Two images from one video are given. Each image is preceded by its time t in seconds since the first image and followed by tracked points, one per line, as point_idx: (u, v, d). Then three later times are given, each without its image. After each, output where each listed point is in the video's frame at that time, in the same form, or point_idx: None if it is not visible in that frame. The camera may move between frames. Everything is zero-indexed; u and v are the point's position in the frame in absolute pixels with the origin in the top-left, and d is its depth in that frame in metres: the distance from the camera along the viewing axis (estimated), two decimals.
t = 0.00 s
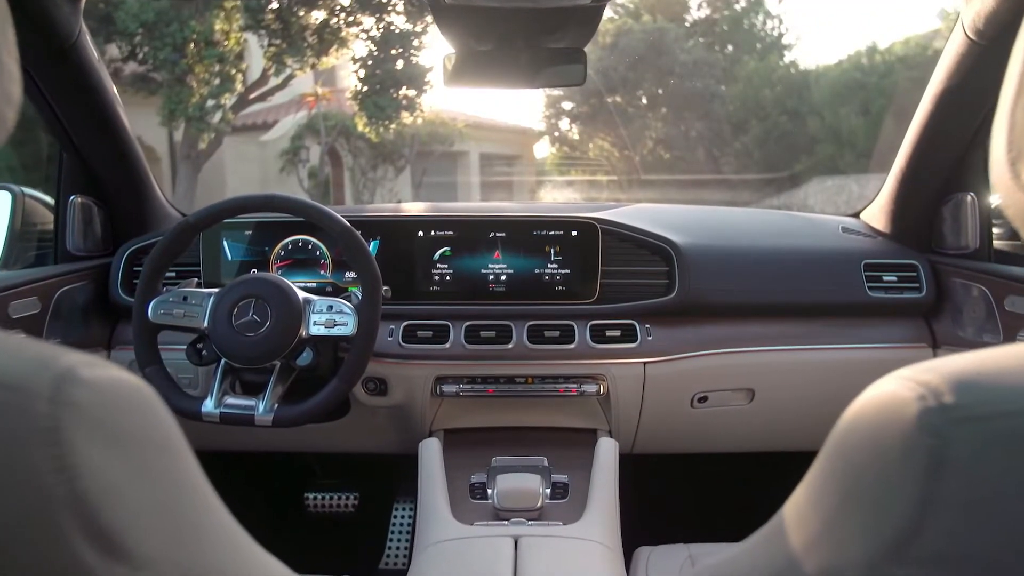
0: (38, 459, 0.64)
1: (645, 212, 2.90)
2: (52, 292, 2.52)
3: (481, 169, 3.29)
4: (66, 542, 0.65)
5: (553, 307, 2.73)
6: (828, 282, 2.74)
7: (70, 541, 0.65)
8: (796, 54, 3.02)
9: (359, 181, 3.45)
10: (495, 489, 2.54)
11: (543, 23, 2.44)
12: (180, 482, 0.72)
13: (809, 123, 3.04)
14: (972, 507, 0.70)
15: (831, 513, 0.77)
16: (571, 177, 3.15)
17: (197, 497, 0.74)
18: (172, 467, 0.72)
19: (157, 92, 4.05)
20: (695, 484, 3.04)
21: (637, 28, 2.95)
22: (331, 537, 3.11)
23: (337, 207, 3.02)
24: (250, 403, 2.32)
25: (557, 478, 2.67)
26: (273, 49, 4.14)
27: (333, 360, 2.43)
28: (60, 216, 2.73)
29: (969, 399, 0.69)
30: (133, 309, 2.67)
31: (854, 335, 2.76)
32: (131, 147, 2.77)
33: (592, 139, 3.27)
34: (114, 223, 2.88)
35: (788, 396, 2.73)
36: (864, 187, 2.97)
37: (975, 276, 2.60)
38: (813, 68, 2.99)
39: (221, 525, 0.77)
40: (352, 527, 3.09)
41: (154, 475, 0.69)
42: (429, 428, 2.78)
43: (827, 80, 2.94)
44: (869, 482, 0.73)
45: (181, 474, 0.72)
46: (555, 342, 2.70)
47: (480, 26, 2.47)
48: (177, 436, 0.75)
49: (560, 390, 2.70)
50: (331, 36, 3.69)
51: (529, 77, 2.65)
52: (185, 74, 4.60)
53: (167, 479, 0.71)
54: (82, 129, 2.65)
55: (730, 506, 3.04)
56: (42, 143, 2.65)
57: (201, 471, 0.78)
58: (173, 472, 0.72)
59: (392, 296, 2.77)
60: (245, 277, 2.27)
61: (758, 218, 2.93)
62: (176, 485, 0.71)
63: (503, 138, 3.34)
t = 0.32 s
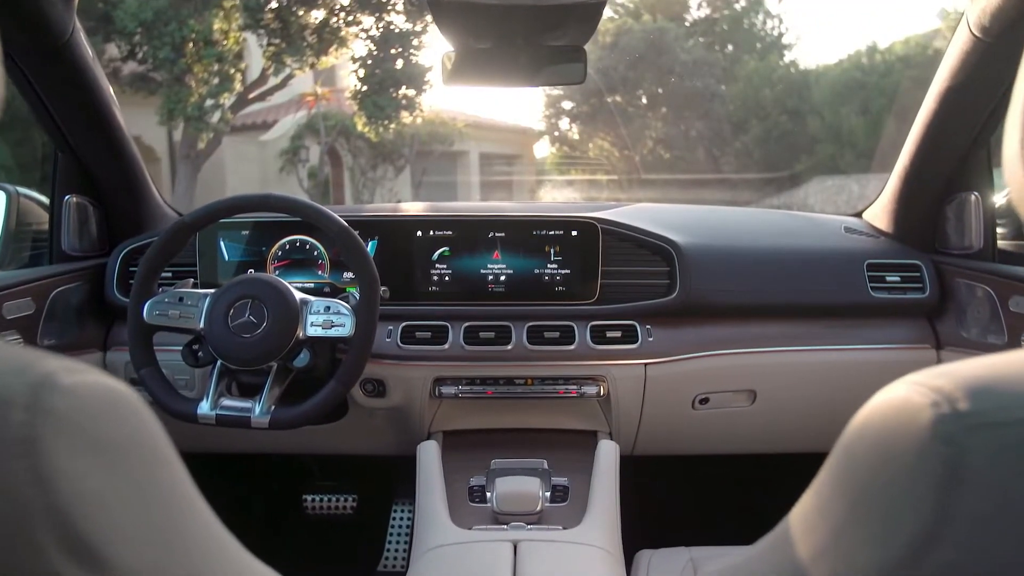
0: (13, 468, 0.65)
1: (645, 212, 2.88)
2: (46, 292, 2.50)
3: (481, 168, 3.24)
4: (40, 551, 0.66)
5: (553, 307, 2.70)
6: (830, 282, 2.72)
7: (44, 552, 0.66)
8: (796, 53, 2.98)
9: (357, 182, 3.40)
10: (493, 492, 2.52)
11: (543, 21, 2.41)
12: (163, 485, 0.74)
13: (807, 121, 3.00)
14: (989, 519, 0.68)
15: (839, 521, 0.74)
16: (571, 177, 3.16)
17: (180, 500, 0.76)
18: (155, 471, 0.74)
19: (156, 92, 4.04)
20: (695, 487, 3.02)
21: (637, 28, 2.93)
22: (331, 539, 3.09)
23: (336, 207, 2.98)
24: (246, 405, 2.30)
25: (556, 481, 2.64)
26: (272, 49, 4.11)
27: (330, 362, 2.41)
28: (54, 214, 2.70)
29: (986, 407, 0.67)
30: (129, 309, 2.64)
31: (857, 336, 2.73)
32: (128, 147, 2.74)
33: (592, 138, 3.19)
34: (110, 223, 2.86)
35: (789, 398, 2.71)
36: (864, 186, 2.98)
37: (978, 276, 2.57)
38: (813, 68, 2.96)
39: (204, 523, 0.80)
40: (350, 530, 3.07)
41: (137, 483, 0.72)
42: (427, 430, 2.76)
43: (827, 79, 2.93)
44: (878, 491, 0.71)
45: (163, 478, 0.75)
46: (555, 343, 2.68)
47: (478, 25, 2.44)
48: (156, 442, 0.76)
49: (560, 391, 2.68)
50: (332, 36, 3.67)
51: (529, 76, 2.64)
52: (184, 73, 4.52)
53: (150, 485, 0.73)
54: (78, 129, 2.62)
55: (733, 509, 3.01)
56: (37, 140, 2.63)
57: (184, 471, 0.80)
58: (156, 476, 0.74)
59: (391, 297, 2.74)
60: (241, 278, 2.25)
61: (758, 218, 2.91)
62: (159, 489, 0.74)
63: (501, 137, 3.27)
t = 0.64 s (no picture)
0: None
1: (646, 212, 2.85)
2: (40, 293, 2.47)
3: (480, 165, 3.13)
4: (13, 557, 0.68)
5: (553, 308, 2.67)
6: (833, 283, 2.69)
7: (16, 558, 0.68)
8: (796, 53, 2.93)
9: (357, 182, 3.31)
10: (492, 496, 2.49)
11: (543, 18, 2.38)
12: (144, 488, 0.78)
13: (807, 121, 2.94)
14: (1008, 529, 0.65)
15: (853, 530, 0.73)
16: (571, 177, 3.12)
17: (162, 501, 0.80)
18: (134, 477, 0.76)
19: (154, 92, 4.00)
20: (697, 490, 2.99)
21: (637, 28, 2.90)
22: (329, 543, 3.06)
23: (334, 207, 2.95)
24: (242, 408, 2.27)
25: (557, 484, 2.62)
26: (271, 48, 4.08)
27: (327, 363, 2.38)
28: (49, 213, 2.68)
29: (1004, 414, 0.65)
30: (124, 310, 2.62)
31: (861, 337, 2.69)
32: (124, 145, 2.71)
33: (592, 138, 3.16)
34: (105, 223, 2.83)
35: (792, 400, 2.69)
36: (865, 186, 2.96)
37: (983, 277, 2.55)
38: (813, 67, 2.91)
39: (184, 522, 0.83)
40: (349, 533, 3.05)
41: (116, 491, 0.74)
42: (426, 432, 2.74)
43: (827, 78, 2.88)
44: (892, 498, 0.70)
45: (143, 482, 0.77)
46: (555, 344, 2.65)
47: (473, 21, 2.40)
48: (136, 445, 0.78)
49: (560, 393, 2.65)
50: (330, 35, 3.76)
51: (529, 74, 2.61)
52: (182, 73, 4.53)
53: (130, 492, 0.75)
54: (72, 128, 2.59)
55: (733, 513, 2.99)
56: (32, 138, 2.60)
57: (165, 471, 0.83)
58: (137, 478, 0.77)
59: (389, 297, 2.71)
60: (237, 278, 2.22)
61: (760, 218, 2.88)
62: (139, 494, 0.77)
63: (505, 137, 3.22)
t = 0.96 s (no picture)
0: None
1: (647, 211, 2.82)
2: (33, 293, 2.44)
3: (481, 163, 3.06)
4: None
5: (553, 308, 2.64)
6: (836, 283, 2.66)
7: None
8: (796, 52, 3.03)
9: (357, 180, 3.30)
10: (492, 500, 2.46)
11: (544, 15, 2.35)
12: (129, 490, 0.77)
13: (807, 120, 3.00)
14: None
15: (862, 537, 0.73)
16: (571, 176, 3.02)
17: (144, 504, 0.79)
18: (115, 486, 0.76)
19: (154, 90, 3.97)
20: (699, 492, 2.96)
21: (637, 28, 3.02)
22: (328, 544, 3.04)
23: (331, 207, 2.90)
24: (237, 409, 2.24)
25: (557, 487, 2.59)
26: (270, 47, 4.07)
27: (325, 364, 2.35)
28: (43, 211, 2.65)
29: None
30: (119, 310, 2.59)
31: (865, 338, 2.66)
32: (119, 143, 2.68)
33: (592, 137, 3.15)
34: (100, 221, 2.80)
35: (795, 402, 2.66)
36: (866, 187, 2.86)
37: (989, 278, 2.52)
38: (813, 66, 3.00)
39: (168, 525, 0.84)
40: (348, 534, 3.03)
41: (96, 500, 0.73)
42: (425, 434, 2.72)
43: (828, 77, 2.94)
44: (907, 505, 0.68)
45: (122, 490, 0.76)
46: (555, 345, 2.62)
47: (472, 18, 2.38)
48: (116, 453, 0.77)
49: (560, 395, 2.62)
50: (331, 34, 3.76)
51: (529, 72, 2.58)
52: (183, 73, 4.31)
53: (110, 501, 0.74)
54: (66, 126, 2.56)
55: (735, 515, 2.97)
56: (25, 137, 2.57)
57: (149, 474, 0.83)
58: (122, 482, 0.77)
59: (386, 297, 2.68)
60: (234, 278, 2.19)
61: (761, 218, 2.85)
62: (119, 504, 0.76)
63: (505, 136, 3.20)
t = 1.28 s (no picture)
0: None
1: (647, 211, 2.80)
2: (27, 294, 2.41)
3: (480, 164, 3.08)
4: None
5: (553, 309, 2.62)
6: (838, 284, 2.63)
7: None
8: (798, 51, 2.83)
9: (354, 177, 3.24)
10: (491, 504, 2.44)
11: (543, 12, 2.31)
12: (117, 506, 0.79)
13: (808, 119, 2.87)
14: None
15: (875, 546, 0.71)
16: (571, 176, 3.05)
17: (132, 519, 0.81)
18: (101, 499, 0.78)
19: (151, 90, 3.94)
20: (702, 494, 2.94)
21: (636, 28, 2.83)
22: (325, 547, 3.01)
23: (330, 207, 2.88)
24: (233, 411, 2.22)
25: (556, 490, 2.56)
26: (269, 45, 3.92)
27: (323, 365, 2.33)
28: (37, 211, 2.62)
29: None
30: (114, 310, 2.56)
31: (868, 340, 2.63)
32: (114, 141, 2.66)
33: (592, 136, 3.11)
34: (95, 221, 2.77)
35: (797, 403, 2.64)
36: (866, 186, 2.90)
37: (992, 278, 2.49)
38: (813, 66, 2.82)
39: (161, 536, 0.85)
40: (346, 537, 2.99)
41: (82, 511, 0.76)
42: (424, 435, 2.69)
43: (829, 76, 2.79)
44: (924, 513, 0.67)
45: (110, 504, 0.79)
46: (555, 346, 2.59)
47: (470, 15, 2.34)
48: (104, 468, 0.80)
49: (560, 396, 2.60)
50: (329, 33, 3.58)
51: (528, 70, 2.55)
52: (182, 70, 4.30)
53: (97, 511, 0.77)
54: (60, 125, 2.53)
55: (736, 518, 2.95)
56: (19, 136, 2.54)
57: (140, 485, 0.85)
58: (103, 485, 0.79)
59: (385, 297, 2.66)
60: (229, 278, 2.16)
61: (763, 218, 2.83)
62: (107, 515, 0.78)
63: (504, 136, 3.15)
